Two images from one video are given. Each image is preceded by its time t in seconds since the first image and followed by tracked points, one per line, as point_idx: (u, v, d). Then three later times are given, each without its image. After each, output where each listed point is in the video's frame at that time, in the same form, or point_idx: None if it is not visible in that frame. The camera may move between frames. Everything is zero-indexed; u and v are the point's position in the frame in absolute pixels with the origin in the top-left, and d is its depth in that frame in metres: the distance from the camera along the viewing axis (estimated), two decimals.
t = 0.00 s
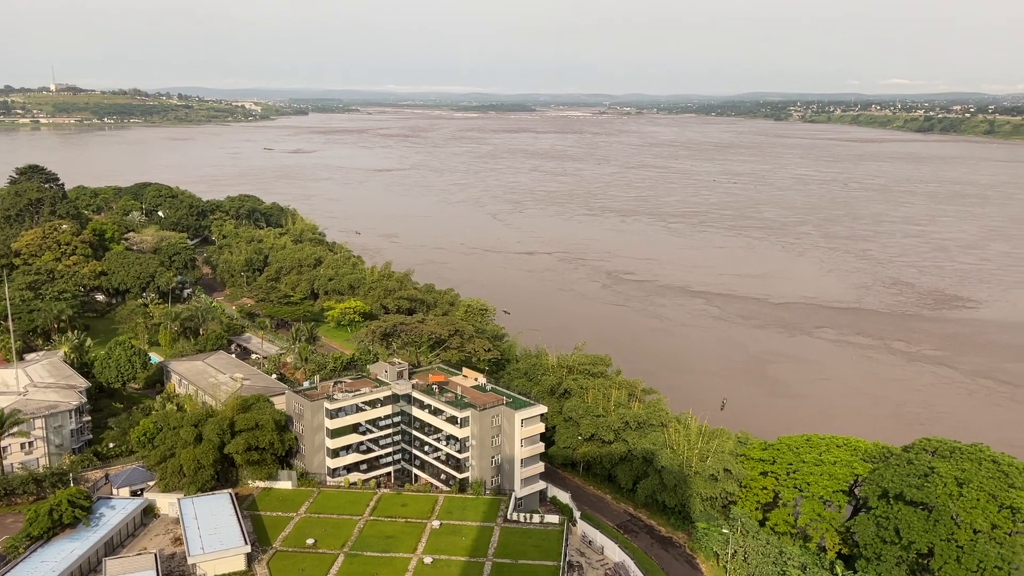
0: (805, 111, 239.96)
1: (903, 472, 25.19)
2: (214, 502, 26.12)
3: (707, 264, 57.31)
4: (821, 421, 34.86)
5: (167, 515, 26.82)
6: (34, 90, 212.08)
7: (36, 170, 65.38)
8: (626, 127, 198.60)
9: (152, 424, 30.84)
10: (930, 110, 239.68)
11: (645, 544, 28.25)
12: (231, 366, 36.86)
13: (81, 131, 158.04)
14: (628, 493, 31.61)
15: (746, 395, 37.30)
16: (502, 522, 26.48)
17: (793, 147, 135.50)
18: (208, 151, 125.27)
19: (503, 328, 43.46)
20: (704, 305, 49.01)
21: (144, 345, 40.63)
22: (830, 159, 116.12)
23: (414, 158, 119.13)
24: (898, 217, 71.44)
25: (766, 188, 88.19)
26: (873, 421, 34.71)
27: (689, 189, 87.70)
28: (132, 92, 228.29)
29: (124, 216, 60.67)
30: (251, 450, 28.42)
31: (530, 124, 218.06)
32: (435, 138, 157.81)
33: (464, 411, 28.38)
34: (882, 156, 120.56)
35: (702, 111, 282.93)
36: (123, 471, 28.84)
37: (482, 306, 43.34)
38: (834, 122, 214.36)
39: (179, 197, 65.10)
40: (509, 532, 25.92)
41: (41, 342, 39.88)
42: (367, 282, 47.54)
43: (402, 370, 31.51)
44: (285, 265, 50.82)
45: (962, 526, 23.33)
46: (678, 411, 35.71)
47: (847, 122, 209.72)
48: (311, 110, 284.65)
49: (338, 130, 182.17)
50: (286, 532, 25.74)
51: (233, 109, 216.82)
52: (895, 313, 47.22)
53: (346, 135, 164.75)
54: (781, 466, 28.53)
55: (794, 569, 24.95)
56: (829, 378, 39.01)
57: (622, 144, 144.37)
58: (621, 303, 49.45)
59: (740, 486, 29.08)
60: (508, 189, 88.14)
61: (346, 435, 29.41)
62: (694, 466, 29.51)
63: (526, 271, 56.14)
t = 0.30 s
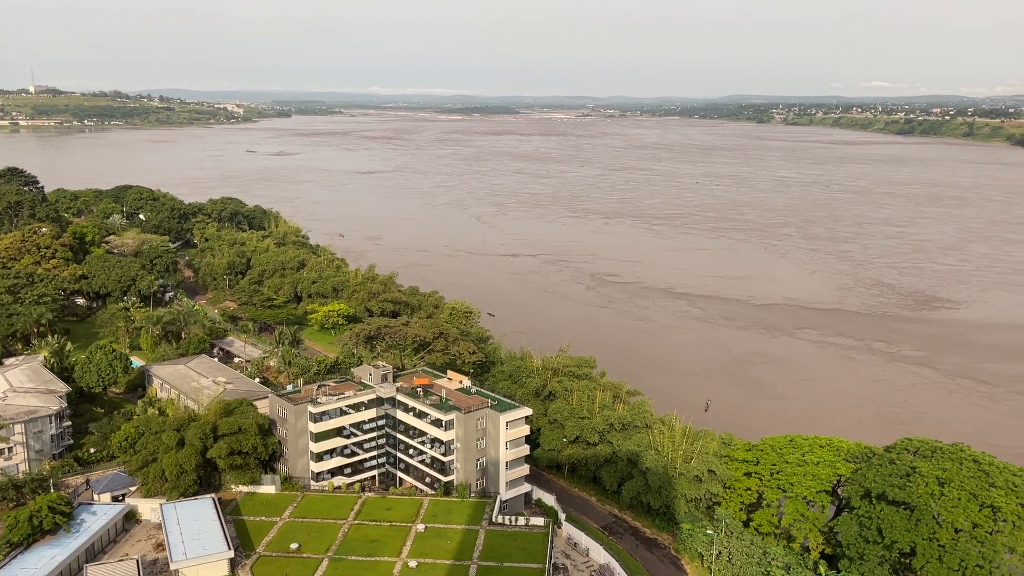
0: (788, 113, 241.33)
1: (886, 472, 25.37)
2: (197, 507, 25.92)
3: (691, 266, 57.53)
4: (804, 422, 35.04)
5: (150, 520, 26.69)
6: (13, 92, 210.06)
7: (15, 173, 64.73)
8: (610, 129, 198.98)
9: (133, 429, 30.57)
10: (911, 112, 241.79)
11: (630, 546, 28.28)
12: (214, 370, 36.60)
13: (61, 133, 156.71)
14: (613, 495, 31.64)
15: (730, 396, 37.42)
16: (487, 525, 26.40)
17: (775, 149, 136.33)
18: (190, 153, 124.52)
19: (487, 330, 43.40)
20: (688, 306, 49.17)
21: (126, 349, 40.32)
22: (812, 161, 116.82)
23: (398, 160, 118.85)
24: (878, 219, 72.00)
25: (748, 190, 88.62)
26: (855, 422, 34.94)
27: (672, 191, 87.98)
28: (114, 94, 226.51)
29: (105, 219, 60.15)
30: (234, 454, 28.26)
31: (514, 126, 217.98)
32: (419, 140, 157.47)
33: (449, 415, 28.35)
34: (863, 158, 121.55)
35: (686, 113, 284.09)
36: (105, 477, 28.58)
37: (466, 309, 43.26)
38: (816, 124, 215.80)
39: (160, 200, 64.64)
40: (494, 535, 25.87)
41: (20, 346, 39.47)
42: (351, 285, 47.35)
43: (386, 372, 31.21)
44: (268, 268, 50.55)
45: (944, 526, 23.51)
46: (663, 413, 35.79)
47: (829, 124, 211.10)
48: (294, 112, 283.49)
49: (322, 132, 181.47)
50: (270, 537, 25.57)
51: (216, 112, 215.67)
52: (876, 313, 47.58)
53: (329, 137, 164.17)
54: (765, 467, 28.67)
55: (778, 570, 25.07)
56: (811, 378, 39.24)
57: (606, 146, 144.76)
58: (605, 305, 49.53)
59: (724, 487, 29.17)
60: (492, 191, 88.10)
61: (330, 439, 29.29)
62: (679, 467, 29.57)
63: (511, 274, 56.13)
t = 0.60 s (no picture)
0: (768, 116, 243.27)
1: (866, 471, 25.61)
2: (177, 511, 25.72)
3: (672, 267, 57.80)
4: (785, 421, 35.29)
5: (129, 525, 26.18)
6: None
7: None
8: (592, 131, 199.48)
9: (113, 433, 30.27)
10: (889, 114, 244.49)
11: (614, 546, 28.33)
12: (194, 374, 36.34)
13: (38, 135, 155.08)
14: (596, 496, 31.69)
15: (712, 397, 37.60)
16: (470, 528, 26.37)
17: (755, 151, 137.37)
18: (170, 156, 123.61)
19: (470, 332, 43.39)
20: (669, 308, 49.40)
21: (105, 353, 39.95)
22: (791, 163, 117.74)
23: (380, 162, 118.56)
24: (856, 220, 72.69)
25: (728, 191, 89.17)
26: (835, 421, 35.23)
27: (653, 193, 88.44)
28: (92, 96, 224.34)
29: (83, 222, 59.57)
30: (215, 458, 28.12)
31: (497, 128, 218.15)
32: (401, 143, 157.20)
33: (432, 417, 28.31)
34: (842, 160, 122.72)
35: (667, 115, 285.16)
36: (83, 482, 28.28)
37: (449, 311, 43.19)
38: (795, 126, 217.62)
39: (139, 203, 64.14)
40: (478, 537, 25.85)
41: None
42: (333, 287, 47.19)
43: (369, 375, 31.30)
44: (249, 271, 50.28)
45: (923, 523, 23.73)
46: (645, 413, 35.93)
47: (809, 126, 212.93)
48: (275, 114, 282.19)
49: (303, 134, 180.77)
50: (252, 541, 25.41)
51: (196, 114, 214.24)
52: (855, 314, 48.02)
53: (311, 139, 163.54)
54: (746, 467, 28.86)
55: (759, 569, 25.24)
56: (792, 378, 39.53)
57: (588, 148, 145.22)
58: (587, 306, 49.66)
59: (706, 487, 29.31)
60: (474, 193, 88.11)
61: (313, 442, 29.18)
62: (661, 467, 29.68)
63: (493, 276, 56.16)
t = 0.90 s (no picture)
0: (747, 117, 245.04)
1: (845, 470, 25.80)
2: (155, 517, 25.40)
3: (652, 268, 57.97)
4: (764, 421, 35.51)
5: (106, 532, 26.03)
6: None
7: None
8: (572, 133, 199.81)
9: (89, 438, 29.78)
10: (865, 116, 247.02)
11: (595, 547, 28.34)
12: (173, 377, 35.98)
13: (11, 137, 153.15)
14: (578, 497, 31.70)
15: (693, 397, 37.73)
16: (452, 530, 26.28)
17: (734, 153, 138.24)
18: (148, 157, 122.43)
19: (451, 334, 43.26)
20: (649, 308, 49.54)
21: (81, 357, 39.47)
22: (769, 164, 118.54)
23: (360, 164, 118.07)
24: (833, 221, 73.26)
25: (707, 192, 89.61)
26: (814, 420, 35.45)
27: (633, 195, 88.70)
28: (67, 97, 221.91)
29: (58, 224, 58.84)
30: (194, 462, 27.82)
31: (478, 129, 217.91)
32: (381, 144, 156.70)
33: (413, 419, 28.18)
34: (819, 161, 123.74)
35: (648, 117, 286.07)
36: (59, 488, 27.87)
37: (430, 313, 43.02)
38: (774, 128, 219.24)
39: (116, 205, 63.47)
40: (459, 539, 25.76)
41: None
42: (313, 289, 46.92)
43: (349, 378, 31.01)
44: (227, 274, 49.87)
45: (902, 521, 23.90)
46: (626, 414, 35.99)
47: (787, 128, 214.59)
48: (255, 116, 280.36)
49: (282, 136, 179.60)
50: (231, 546, 25.18)
51: (174, 115, 212.38)
52: (832, 314, 48.40)
53: (290, 141, 162.51)
54: (727, 467, 28.99)
55: (740, 569, 25.37)
56: (771, 378, 39.76)
57: (569, 150, 145.44)
58: (568, 308, 49.70)
59: (687, 487, 29.39)
60: (454, 195, 87.95)
61: (293, 445, 28.97)
62: (642, 468, 29.74)
63: (474, 277, 56.06)
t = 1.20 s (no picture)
0: (725, 119, 246.85)
1: (823, 468, 26.08)
2: (133, 521, 25.18)
3: (632, 269, 58.21)
4: (743, 420, 35.80)
5: (83, 536, 25.66)
6: None
7: None
8: (552, 135, 200.33)
9: (66, 443, 29.54)
10: (841, 118, 249.61)
11: (577, 548, 28.42)
12: (151, 381, 35.67)
13: None
14: (560, 498, 31.80)
15: (673, 397, 37.94)
16: (434, 532, 26.26)
17: (712, 154, 139.19)
18: (124, 159, 121.32)
19: (432, 336, 43.23)
20: (629, 309, 49.75)
21: (57, 361, 39.06)
22: (748, 166, 119.42)
23: (340, 165, 117.66)
24: (810, 222, 73.96)
25: (686, 194, 90.16)
26: (792, 420, 35.78)
27: (613, 196, 89.02)
28: (43, 98, 219.38)
29: (33, 227, 58.19)
30: (173, 466, 27.59)
31: (458, 131, 217.98)
32: (361, 146, 156.18)
33: (395, 421, 28.12)
34: (796, 162, 124.88)
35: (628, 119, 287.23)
36: (35, 493, 27.63)
37: (411, 314, 42.99)
38: (752, 130, 220.90)
39: (92, 207, 62.86)
40: (441, 541, 25.76)
41: None
42: (293, 291, 46.70)
43: (329, 381, 31.03)
44: (206, 276, 49.53)
45: (879, 519, 24.17)
46: (607, 414, 36.15)
47: (765, 130, 216.29)
48: (233, 117, 278.73)
49: (261, 137, 178.59)
50: (211, 550, 25.00)
51: (151, 116, 210.46)
52: (809, 314, 48.86)
53: (269, 142, 161.63)
54: (707, 466, 29.22)
55: (720, 567, 25.54)
56: (750, 378, 40.08)
57: (549, 152, 145.77)
58: (549, 309, 49.81)
59: (668, 487, 29.57)
60: (434, 196, 87.87)
61: (273, 448, 28.79)
62: (624, 468, 29.87)
63: (455, 279, 56.03)
